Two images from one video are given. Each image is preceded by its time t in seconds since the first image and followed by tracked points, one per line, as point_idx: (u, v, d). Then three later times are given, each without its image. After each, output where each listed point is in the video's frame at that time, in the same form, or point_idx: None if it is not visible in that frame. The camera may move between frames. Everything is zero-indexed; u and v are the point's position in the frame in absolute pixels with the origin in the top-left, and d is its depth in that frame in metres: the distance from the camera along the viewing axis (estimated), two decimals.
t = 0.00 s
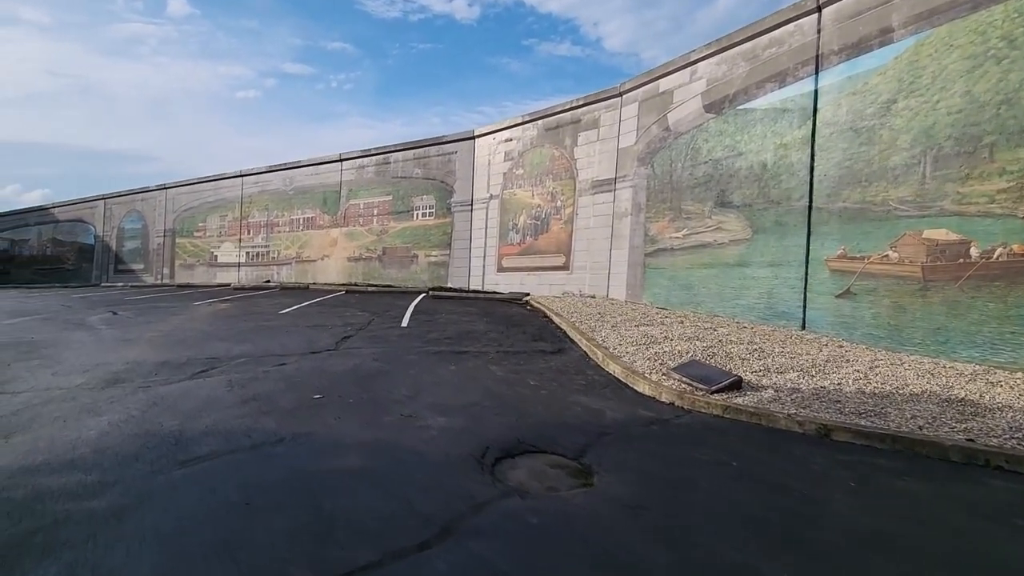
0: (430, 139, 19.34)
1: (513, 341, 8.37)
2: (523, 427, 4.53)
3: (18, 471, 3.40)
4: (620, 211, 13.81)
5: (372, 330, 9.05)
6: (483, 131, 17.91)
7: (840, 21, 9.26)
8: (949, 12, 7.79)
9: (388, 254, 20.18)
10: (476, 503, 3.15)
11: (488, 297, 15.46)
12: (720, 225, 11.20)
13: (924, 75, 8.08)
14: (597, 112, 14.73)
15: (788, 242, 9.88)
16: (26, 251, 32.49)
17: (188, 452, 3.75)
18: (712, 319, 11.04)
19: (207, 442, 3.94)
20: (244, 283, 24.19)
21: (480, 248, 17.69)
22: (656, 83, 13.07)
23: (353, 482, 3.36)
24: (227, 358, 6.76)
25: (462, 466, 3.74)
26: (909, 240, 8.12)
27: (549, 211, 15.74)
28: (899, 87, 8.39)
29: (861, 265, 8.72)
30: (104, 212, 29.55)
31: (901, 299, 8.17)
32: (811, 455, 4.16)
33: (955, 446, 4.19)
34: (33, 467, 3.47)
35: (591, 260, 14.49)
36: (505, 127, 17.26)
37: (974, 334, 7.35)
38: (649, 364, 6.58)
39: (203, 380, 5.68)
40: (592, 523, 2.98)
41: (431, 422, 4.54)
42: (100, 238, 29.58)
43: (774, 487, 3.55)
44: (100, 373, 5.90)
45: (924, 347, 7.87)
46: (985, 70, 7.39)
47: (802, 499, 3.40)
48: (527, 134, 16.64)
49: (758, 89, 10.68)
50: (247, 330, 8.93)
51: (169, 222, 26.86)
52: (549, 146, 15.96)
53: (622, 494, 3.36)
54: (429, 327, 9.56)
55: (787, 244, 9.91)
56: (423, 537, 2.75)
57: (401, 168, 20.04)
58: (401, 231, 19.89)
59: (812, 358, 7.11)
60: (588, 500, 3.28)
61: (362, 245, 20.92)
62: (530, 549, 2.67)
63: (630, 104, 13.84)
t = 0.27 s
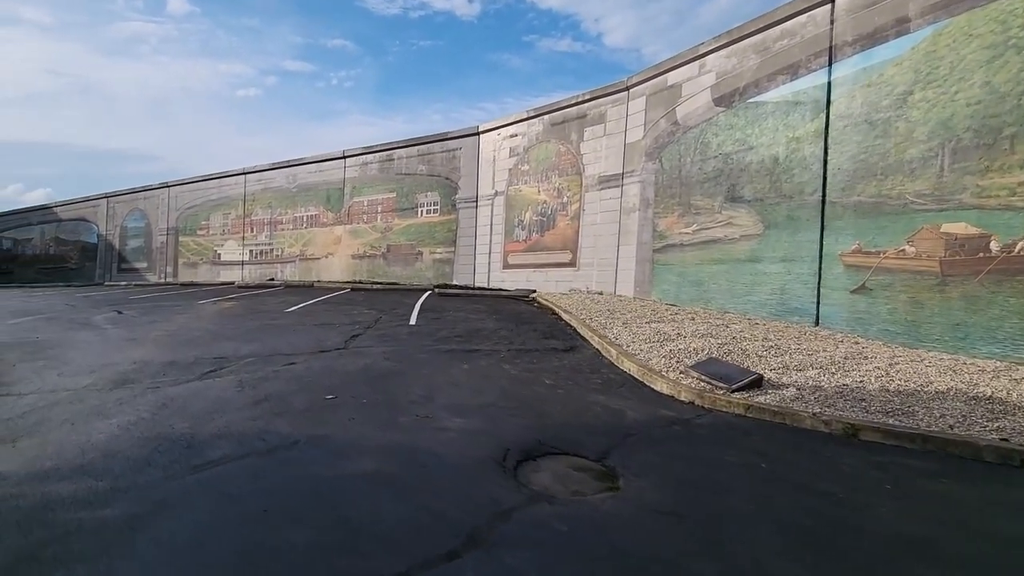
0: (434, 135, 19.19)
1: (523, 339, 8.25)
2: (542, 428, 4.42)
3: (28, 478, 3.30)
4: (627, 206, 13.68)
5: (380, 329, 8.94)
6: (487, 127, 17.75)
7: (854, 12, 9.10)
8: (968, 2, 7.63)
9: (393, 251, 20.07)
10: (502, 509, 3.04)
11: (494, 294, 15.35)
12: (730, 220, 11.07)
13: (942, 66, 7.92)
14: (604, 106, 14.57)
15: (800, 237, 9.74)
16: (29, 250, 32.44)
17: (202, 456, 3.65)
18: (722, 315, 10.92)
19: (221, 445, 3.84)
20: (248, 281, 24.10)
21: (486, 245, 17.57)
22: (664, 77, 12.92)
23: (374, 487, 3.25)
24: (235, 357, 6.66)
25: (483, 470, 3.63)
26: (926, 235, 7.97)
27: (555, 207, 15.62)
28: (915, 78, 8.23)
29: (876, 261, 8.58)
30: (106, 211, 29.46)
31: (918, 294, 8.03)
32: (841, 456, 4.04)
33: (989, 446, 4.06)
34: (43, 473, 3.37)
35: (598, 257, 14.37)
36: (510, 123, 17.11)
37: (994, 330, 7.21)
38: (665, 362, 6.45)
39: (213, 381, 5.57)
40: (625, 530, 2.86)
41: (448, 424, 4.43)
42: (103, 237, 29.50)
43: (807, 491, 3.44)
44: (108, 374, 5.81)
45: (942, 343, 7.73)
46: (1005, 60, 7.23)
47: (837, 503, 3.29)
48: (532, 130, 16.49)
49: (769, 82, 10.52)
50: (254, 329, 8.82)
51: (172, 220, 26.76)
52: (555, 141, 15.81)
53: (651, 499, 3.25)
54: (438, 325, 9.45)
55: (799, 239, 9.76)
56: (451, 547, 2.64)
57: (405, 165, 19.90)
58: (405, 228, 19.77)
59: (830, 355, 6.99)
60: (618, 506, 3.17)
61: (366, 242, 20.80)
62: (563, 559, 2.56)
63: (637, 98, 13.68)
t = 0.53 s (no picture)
0: (437, 133, 19.05)
1: (534, 339, 8.14)
2: (562, 433, 4.31)
3: (36, 490, 3.19)
4: (634, 204, 13.57)
5: (388, 329, 8.83)
6: (491, 124, 17.62)
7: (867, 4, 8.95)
8: None
9: (397, 250, 19.96)
10: (530, 520, 2.94)
11: (500, 293, 15.24)
12: (740, 217, 10.95)
13: (958, 59, 7.77)
14: (610, 102, 14.43)
15: (813, 234, 9.62)
16: (31, 251, 32.35)
17: (215, 465, 3.54)
18: (733, 313, 10.81)
19: (234, 453, 3.73)
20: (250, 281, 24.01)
21: (490, 243, 17.45)
22: (671, 72, 12.79)
23: (394, 498, 3.14)
24: (244, 360, 6.55)
25: (506, 477, 3.53)
26: (943, 231, 7.84)
27: (561, 205, 15.50)
28: (931, 71, 8.08)
29: (891, 257, 8.45)
30: (108, 211, 29.36)
31: (935, 291, 7.90)
32: (871, 460, 3.93)
33: None
34: (53, 484, 3.26)
35: (604, 254, 14.26)
36: (514, 120, 16.97)
37: (1014, 327, 7.08)
38: (681, 363, 6.34)
39: (222, 385, 5.47)
40: (659, 542, 2.75)
41: (465, 428, 4.32)
42: (105, 237, 29.39)
43: (841, 497, 3.33)
44: (115, 378, 5.70)
45: (960, 341, 7.60)
46: None
47: (874, 510, 3.18)
48: (536, 126, 16.35)
49: (780, 77, 10.39)
50: (261, 330, 8.72)
51: (174, 220, 26.66)
52: (560, 138, 15.68)
53: (682, 508, 3.15)
54: (446, 325, 9.34)
55: (811, 236, 9.64)
56: (481, 562, 2.54)
57: (408, 163, 19.77)
58: (409, 227, 19.66)
59: (848, 354, 6.87)
60: (649, 515, 3.06)
61: (369, 241, 20.69)
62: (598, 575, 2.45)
63: (643, 94, 13.55)
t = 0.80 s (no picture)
0: (442, 131, 18.95)
1: (546, 339, 8.03)
2: (583, 436, 4.20)
3: (48, 498, 3.10)
4: (643, 201, 13.47)
5: (398, 329, 8.74)
6: (497, 122, 17.50)
7: None
8: None
9: (402, 249, 19.87)
10: (558, 528, 2.84)
11: (507, 292, 15.15)
12: (751, 214, 10.83)
13: (977, 52, 7.61)
14: (617, 99, 14.31)
15: (826, 231, 9.49)
16: (35, 252, 32.37)
17: (231, 471, 3.44)
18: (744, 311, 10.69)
19: (249, 459, 3.63)
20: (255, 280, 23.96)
21: (496, 241, 17.34)
22: (679, 68, 12.67)
23: (417, 505, 3.04)
24: (254, 362, 6.47)
25: (530, 482, 3.42)
26: (961, 227, 7.68)
27: (568, 203, 15.40)
28: (948, 65, 7.92)
29: (908, 254, 8.30)
30: (112, 211, 29.34)
31: (953, 288, 7.75)
32: (904, 464, 3.81)
33: None
34: (65, 492, 3.17)
35: (612, 252, 14.17)
36: (519, 117, 16.85)
37: None
38: (698, 362, 6.23)
39: (233, 388, 5.38)
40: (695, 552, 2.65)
41: (484, 432, 4.22)
42: (109, 237, 29.38)
43: (878, 504, 3.21)
44: (124, 381, 5.62)
45: (980, 339, 7.45)
46: None
47: (914, 517, 3.06)
48: (542, 124, 16.23)
49: (791, 71, 10.25)
50: (270, 331, 8.64)
51: (178, 220, 26.62)
52: (566, 135, 15.56)
53: (715, 515, 3.04)
54: (456, 325, 9.25)
55: (824, 232, 9.51)
56: None
57: (413, 161, 19.67)
58: (414, 225, 19.57)
59: (867, 353, 6.74)
60: (681, 523, 2.95)
61: (374, 240, 20.61)
62: None
63: (651, 90, 13.43)
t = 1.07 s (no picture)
0: (448, 130, 18.84)
1: (559, 340, 7.92)
2: (606, 440, 4.08)
3: (61, 506, 2.99)
4: (653, 199, 13.34)
5: (408, 330, 8.64)
6: (504, 120, 17.39)
7: None
8: None
9: (408, 249, 19.78)
10: (591, 539, 2.72)
11: (515, 291, 15.03)
12: (764, 212, 10.69)
13: (999, 45, 7.43)
14: (626, 96, 14.18)
15: (842, 228, 9.35)
16: (41, 252, 32.43)
17: (248, 478, 3.34)
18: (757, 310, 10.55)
19: (266, 464, 3.53)
20: (261, 280, 23.91)
21: (503, 241, 17.23)
22: (690, 65, 12.54)
23: (443, 514, 2.92)
24: (265, 363, 6.37)
25: (557, 488, 3.31)
26: (983, 224, 7.52)
27: (576, 201, 15.29)
28: (970, 58, 7.75)
29: (927, 252, 8.14)
30: (117, 212, 29.35)
31: (974, 287, 7.59)
32: (942, 469, 3.68)
33: None
34: (79, 499, 3.07)
35: (622, 251, 14.05)
36: (527, 115, 16.74)
37: None
38: (717, 363, 6.10)
39: (246, 390, 5.28)
40: (736, 564, 2.53)
41: (504, 435, 4.11)
42: (115, 238, 29.39)
43: (919, 511, 3.09)
44: (135, 383, 5.53)
45: (1004, 338, 7.27)
46: None
47: (960, 526, 2.93)
48: (550, 122, 16.11)
49: (805, 67, 10.12)
50: (279, 331, 8.55)
51: (184, 220, 26.59)
52: (574, 133, 15.44)
53: (752, 524, 2.92)
54: (467, 325, 9.15)
55: (840, 230, 9.37)
56: None
57: (419, 161, 19.57)
58: (420, 225, 19.48)
59: (889, 353, 6.59)
60: (717, 532, 2.84)
61: (380, 240, 20.52)
62: None
63: (661, 88, 13.31)
